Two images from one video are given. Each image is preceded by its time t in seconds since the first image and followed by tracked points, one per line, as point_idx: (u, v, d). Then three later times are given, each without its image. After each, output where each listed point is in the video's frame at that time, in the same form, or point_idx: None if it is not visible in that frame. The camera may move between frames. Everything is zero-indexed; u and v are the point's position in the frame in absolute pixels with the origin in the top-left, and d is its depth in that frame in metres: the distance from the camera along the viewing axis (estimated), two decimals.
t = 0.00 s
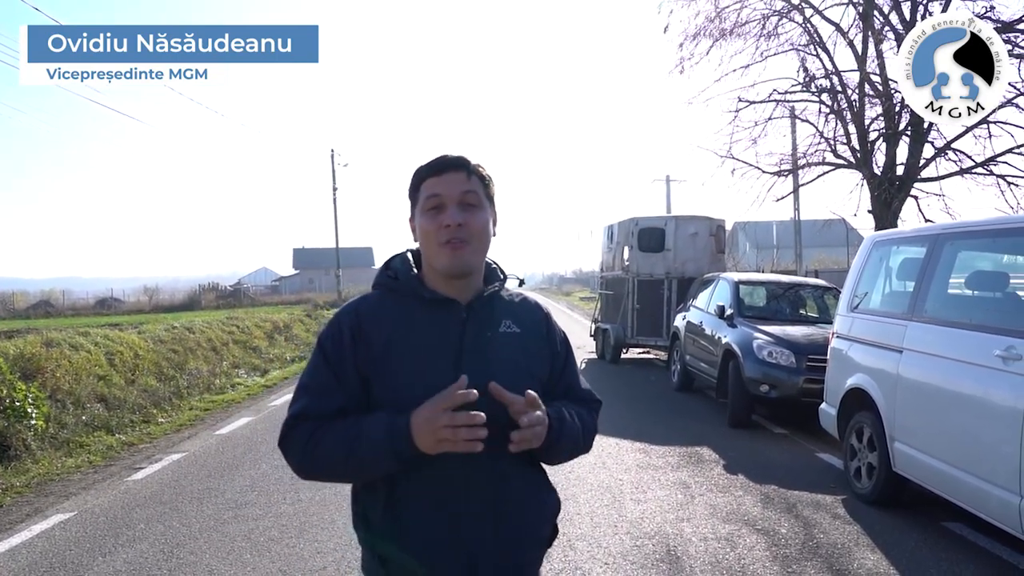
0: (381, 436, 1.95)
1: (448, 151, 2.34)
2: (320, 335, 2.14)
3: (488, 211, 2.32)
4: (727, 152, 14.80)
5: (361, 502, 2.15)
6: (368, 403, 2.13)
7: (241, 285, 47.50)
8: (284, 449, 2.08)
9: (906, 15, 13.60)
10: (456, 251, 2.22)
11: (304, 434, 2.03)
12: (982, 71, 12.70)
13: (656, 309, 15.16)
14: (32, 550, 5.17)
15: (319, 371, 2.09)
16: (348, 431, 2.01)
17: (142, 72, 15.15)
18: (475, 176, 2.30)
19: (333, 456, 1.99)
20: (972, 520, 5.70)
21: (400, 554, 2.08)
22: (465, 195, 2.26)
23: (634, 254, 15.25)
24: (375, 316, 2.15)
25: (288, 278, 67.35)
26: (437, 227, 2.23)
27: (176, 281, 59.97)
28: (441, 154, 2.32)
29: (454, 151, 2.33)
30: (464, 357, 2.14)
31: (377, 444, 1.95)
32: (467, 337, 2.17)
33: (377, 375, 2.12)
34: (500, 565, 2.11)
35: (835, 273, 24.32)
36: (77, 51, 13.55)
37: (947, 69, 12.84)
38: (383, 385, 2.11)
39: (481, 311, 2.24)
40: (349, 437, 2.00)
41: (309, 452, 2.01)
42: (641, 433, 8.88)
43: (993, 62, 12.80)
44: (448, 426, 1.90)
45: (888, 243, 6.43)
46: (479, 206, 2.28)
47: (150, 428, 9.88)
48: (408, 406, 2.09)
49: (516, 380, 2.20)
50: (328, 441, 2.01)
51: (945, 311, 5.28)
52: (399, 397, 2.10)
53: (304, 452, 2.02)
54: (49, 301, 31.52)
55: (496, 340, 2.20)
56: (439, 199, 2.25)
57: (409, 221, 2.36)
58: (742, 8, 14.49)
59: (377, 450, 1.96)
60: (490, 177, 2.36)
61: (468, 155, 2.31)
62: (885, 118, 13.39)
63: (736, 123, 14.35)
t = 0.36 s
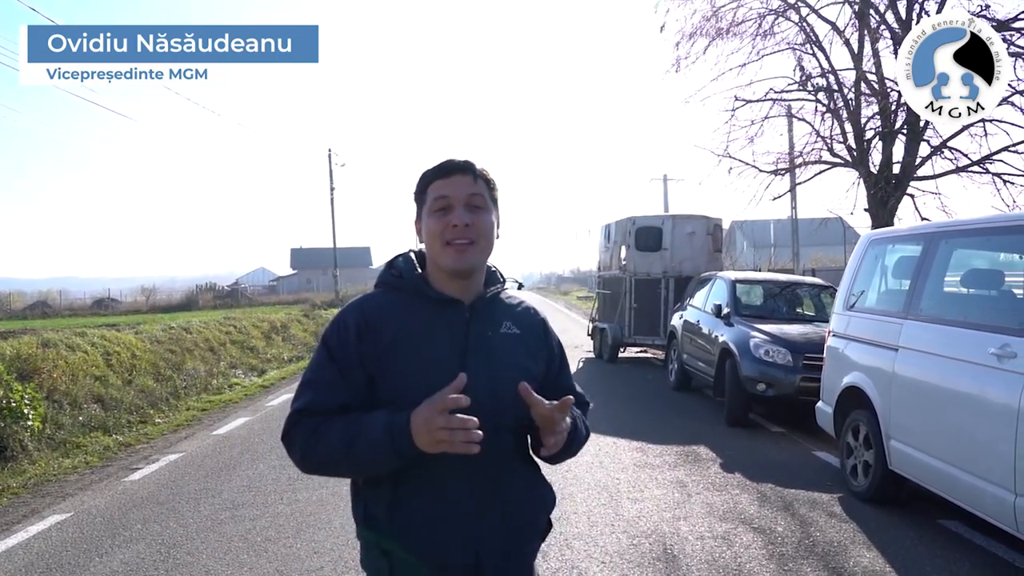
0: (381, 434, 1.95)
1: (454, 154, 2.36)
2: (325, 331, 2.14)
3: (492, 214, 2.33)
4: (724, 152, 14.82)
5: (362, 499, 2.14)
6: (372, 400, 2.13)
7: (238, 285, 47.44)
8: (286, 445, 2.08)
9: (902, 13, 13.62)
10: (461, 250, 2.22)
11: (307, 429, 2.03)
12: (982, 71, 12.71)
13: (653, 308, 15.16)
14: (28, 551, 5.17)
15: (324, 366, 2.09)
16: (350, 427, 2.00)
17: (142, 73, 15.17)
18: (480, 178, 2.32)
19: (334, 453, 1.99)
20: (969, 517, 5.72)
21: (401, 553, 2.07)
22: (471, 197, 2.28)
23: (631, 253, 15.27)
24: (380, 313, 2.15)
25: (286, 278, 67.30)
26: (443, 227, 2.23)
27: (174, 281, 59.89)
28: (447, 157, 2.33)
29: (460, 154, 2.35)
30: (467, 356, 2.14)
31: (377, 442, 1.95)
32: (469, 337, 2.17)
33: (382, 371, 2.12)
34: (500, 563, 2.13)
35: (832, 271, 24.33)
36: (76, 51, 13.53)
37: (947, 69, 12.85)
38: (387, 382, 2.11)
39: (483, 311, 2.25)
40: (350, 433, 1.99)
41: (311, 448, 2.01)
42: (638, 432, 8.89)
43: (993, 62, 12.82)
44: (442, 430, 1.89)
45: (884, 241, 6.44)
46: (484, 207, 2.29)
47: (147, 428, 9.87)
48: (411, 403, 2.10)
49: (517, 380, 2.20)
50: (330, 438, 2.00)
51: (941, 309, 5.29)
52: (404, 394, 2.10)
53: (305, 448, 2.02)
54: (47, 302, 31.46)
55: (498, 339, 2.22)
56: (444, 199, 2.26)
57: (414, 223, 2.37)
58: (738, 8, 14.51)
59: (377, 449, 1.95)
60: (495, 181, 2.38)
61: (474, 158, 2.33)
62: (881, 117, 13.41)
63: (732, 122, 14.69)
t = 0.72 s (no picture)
0: (354, 436, 1.89)
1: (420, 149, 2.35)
2: (294, 334, 2.10)
3: (460, 209, 2.34)
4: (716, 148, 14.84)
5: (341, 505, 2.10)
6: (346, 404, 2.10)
7: (230, 283, 47.32)
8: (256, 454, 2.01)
9: (893, 11, 13.67)
10: (428, 247, 2.24)
11: (277, 435, 1.97)
12: (982, 71, 12.79)
13: (645, 305, 15.18)
14: (19, 550, 5.15)
15: (294, 370, 2.04)
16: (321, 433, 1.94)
17: (140, 73, 15.16)
18: (446, 172, 2.31)
19: (304, 457, 1.92)
20: (958, 512, 5.75)
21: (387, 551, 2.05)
22: (437, 193, 2.28)
23: (624, 250, 15.30)
24: (351, 314, 2.13)
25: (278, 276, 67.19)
26: (409, 225, 2.24)
27: (164, 278, 59.68)
28: (413, 152, 2.33)
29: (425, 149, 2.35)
30: (442, 354, 2.14)
31: (349, 447, 1.88)
32: (443, 335, 2.17)
33: (354, 372, 2.08)
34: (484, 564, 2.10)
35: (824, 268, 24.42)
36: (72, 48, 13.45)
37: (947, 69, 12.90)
38: (361, 383, 2.09)
39: (455, 307, 2.25)
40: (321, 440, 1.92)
41: (281, 455, 1.94)
42: (630, 428, 8.90)
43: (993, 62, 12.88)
44: (416, 448, 1.81)
45: (875, 238, 6.47)
46: (450, 203, 2.30)
47: (139, 427, 9.85)
48: (386, 404, 2.07)
49: (493, 377, 2.22)
50: (301, 443, 1.94)
51: (931, 304, 5.31)
52: (379, 395, 2.08)
53: (276, 454, 1.95)
54: (37, 300, 31.31)
55: (472, 335, 2.22)
56: (411, 197, 2.26)
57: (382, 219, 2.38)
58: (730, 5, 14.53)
59: (350, 454, 1.88)
60: (462, 175, 2.38)
61: (440, 152, 2.32)
62: (872, 114, 13.46)
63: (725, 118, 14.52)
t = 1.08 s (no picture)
0: (310, 444, 1.88)
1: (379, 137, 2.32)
2: (247, 335, 2.07)
3: (420, 199, 2.31)
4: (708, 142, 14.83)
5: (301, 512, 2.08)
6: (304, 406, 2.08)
7: (221, 275, 47.13)
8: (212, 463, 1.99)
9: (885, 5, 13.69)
10: (387, 241, 2.22)
11: (233, 443, 1.95)
12: (982, 71, 12.70)
13: (637, 298, 15.19)
14: (6, 543, 5.13)
15: (249, 374, 2.02)
16: (276, 440, 1.93)
17: (140, 70, 15.13)
18: (404, 160, 2.28)
19: (261, 466, 1.91)
20: (946, 504, 5.79)
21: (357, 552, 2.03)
22: (396, 184, 2.25)
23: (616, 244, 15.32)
24: (305, 313, 2.10)
25: (269, 269, 66.97)
26: (367, 219, 2.22)
27: (154, 271, 59.39)
28: (371, 141, 2.30)
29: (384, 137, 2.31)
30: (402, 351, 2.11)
31: (306, 455, 1.87)
32: (403, 330, 2.14)
33: (311, 373, 2.06)
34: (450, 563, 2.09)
35: (815, 262, 24.49)
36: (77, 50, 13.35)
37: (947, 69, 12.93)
38: (318, 384, 2.06)
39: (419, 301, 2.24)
40: (277, 448, 1.91)
41: (237, 464, 1.93)
42: (621, 421, 8.93)
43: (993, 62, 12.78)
44: (372, 461, 1.78)
45: (864, 232, 6.49)
46: (409, 192, 2.27)
47: (128, 420, 9.81)
48: (346, 405, 2.06)
49: (457, 369, 2.19)
50: (256, 451, 1.92)
51: (920, 298, 5.33)
52: (338, 395, 2.06)
53: (232, 463, 1.93)
54: (25, 292, 31.13)
55: (436, 329, 2.21)
56: (369, 188, 2.24)
57: (339, 208, 2.35)
58: None
59: (307, 462, 1.87)
60: (423, 163, 2.35)
61: (399, 140, 2.28)
62: (863, 108, 13.50)
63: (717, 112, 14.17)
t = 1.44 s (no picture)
0: (268, 463, 1.87)
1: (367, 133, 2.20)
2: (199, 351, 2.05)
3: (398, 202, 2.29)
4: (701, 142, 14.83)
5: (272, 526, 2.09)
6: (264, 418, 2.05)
7: (213, 276, 46.95)
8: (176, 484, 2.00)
9: (877, 7, 13.74)
10: (395, 250, 2.18)
11: (194, 465, 1.96)
12: (982, 71, 12.77)
13: (630, 298, 15.19)
14: None
15: (203, 393, 2.00)
16: (237, 459, 1.93)
17: (138, 72, 15.05)
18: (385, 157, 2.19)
19: (221, 487, 1.91)
20: (937, 503, 5.81)
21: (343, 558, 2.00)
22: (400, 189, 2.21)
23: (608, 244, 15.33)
24: (259, 326, 2.05)
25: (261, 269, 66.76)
26: (383, 226, 2.14)
27: (145, 271, 59.10)
28: (369, 140, 2.17)
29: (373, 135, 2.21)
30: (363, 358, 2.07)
31: (266, 474, 1.87)
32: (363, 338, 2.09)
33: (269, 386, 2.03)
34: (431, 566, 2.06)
35: (807, 262, 24.56)
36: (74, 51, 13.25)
37: (947, 68, 12.96)
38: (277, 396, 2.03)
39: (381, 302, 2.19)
40: (238, 466, 1.91)
41: (199, 485, 1.94)
42: (614, 421, 8.92)
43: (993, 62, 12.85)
44: (342, 467, 1.79)
45: (856, 232, 6.51)
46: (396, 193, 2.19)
47: (119, 420, 9.76)
48: (306, 418, 2.02)
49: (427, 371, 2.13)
50: (216, 473, 1.92)
51: (910, 299, 5.35)
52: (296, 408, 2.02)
53: (194, 485, 1.94)
54: (15, 292, 30.91)
55: (400, 330, 2.16)
56: (383, 193, 2.15)
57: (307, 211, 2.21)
58: None
59: (266, 481, 1.87)
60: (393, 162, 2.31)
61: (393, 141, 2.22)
62: (855, 109, 13.54)
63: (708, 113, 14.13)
